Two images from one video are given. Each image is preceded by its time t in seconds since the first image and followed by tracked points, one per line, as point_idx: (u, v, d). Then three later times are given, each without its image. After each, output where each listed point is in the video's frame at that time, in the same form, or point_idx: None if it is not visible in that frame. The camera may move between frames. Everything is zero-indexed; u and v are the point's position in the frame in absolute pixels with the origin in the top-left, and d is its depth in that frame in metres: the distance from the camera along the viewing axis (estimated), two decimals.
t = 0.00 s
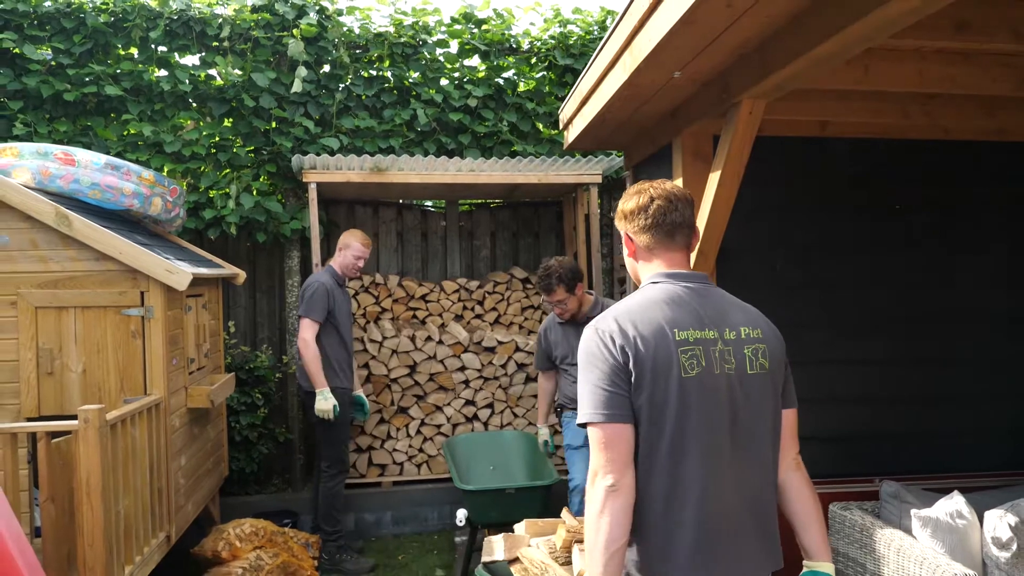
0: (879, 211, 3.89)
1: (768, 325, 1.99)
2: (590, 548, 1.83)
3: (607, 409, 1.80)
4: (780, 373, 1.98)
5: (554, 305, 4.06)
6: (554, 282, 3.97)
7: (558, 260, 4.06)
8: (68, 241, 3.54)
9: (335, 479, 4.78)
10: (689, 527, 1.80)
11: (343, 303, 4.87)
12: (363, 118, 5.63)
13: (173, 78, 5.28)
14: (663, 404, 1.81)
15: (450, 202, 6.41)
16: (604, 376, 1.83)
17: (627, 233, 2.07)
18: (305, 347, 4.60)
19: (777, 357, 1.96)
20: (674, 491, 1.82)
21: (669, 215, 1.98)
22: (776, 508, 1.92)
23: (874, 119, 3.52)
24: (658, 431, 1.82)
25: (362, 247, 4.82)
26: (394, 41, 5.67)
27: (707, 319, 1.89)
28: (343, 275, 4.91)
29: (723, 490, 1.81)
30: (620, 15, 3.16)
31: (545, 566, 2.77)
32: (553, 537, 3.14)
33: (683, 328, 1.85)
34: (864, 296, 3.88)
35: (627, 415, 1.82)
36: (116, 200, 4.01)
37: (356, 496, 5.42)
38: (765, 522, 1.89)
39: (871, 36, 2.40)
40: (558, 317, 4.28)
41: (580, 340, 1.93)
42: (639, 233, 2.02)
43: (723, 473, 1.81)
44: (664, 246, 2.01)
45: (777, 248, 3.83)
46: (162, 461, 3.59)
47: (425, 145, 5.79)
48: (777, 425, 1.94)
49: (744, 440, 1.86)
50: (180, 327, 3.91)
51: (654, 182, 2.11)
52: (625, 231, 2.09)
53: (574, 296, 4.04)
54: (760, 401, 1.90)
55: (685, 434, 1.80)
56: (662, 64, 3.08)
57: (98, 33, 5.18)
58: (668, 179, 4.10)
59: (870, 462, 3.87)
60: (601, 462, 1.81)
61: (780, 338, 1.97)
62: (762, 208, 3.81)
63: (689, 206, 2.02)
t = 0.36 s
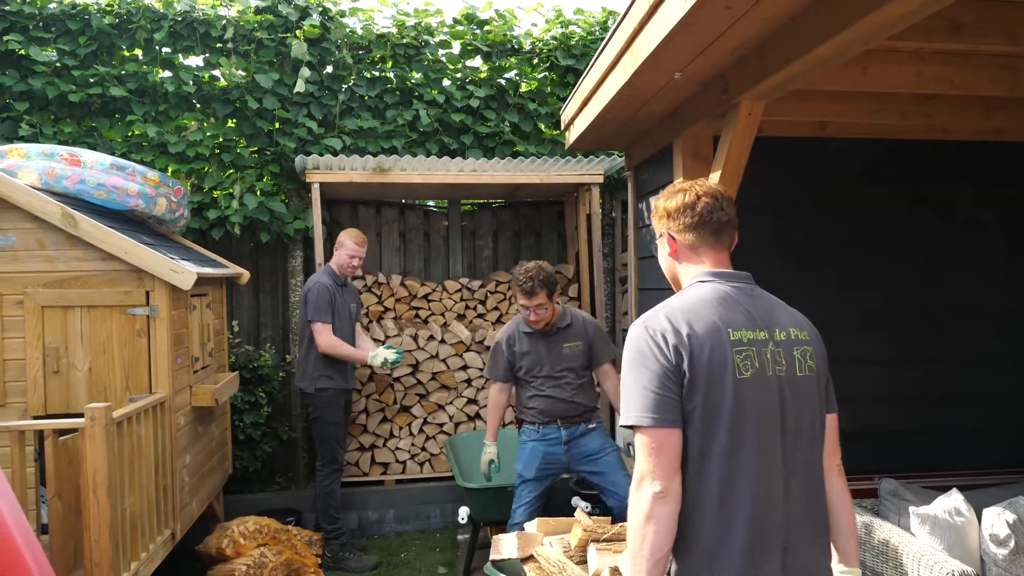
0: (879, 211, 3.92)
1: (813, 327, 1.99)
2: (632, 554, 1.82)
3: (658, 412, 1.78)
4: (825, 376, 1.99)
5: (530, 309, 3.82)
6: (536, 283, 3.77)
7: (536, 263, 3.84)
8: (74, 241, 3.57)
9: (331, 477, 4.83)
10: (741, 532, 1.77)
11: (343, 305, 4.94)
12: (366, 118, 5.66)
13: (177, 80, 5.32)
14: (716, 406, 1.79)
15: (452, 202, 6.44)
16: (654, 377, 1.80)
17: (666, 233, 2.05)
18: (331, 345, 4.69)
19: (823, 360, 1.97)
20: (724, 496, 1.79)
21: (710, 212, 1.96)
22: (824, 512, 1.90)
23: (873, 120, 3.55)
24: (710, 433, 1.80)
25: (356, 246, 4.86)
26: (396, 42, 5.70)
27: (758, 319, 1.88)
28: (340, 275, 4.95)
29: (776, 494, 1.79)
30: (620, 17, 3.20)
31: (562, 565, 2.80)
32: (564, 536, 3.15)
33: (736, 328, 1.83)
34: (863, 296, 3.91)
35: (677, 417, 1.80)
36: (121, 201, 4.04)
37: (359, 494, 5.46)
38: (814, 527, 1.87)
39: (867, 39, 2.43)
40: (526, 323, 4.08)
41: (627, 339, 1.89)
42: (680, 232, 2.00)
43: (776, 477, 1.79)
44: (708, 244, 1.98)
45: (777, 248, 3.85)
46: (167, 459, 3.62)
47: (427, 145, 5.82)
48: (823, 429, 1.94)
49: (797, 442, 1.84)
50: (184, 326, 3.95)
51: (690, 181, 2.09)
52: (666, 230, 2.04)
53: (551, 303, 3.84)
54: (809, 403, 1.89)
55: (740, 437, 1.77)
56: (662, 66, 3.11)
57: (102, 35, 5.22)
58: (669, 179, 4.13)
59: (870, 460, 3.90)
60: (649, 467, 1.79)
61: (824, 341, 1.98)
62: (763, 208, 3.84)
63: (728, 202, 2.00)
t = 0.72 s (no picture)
0: (876, 212, 3.94)
1: (853, 327, 1.96)
2: (647, 549, 1.83)
3: (684, 409, 1.76)
4: (863, 377, 1.96)
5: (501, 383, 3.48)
6: (514, 363, 3.39)
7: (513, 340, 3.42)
8: (74, 242, 3.60)
9: (333, 476, 4.86)
10: (775, 533, 1.74)
11: (343, 304, 4.96)
12: (365, 119, 5.68)
13: (177, 80, 5.35)
14: (750, 404, 1.76)
15: (451, 202, 6.46)
16: (683, 374, 1.78)
17: (707, 227, 2.01)
18: (319, 350, 4.68)
19: (861, 360, 1.95)
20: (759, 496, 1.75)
21: (753, 207, 1.92)
22: (864, 515, 1.86)
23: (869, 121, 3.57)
24: (741, 432, 1.77)
25: (357, 246, 4.87)
26: (395, 42, 5.72)
27: (795, 318, 1.85)
28: (339, 274, 4.96)
29: (812, 495, 1.75)
30: (617, 19, 3.22)
31: (569, 560, 2.81)
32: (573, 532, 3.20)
33: (771, 326, 1.81)
34: (860, 296, 3.93)
35: (703, 415, 1.78)
36: (121, 201, 4.06)
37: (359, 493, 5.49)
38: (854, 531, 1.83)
39: (861, 41, 2.45)
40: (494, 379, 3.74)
41: (657, 334, 1.87)
42: (721, 227, 1.96)
43: (814, 477, 1.76)
44: (748, 240, 1.95)
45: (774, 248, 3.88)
46: (166, 457, 3.65)
47: (426, 146, 5.84)
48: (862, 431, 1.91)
49: (835, 443, 1.81)
50: (184, 326, 3.97)
51: (731, 175, 2.05)
52: (705, 224, 2.01)
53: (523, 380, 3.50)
54: (847, 404, 1.86)
55: (775, 436, 1.74)
56: (658, 67, 3.14)
57: (103, 35, 5.24)
58: (666, 180, 4.15)
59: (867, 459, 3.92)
60: (668, 465, 1.79)
61: (864, 342, 1.95)
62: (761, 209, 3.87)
63: (770, 197, 1.96)
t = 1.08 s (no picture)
0: (874, 213, 3.95)
1: (862, 329, 1.91)
2: (650, 551, 1.77)
3: (686, 411, 1.71)
4: (871, 381, 1.91)
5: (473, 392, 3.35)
6: (483, 373, 3.24)
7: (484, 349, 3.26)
8: (77, 243, 3.63)
9: (338, 476, 4.88)
10: (776, 540, 1.69)
11: (344, 304, 4.98)
12: (365, 120, 5.70)
13: (179, 82, 5.37)
14: (753, 407, 1.71)
15: (452, 203, 6.48)
16: (686, 376, 1.73)
17: (720, 227, 1.93)
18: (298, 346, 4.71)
19: (869, 364, 1.89)
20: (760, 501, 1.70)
21: (769, 207, 1.86)
22: (867, 522, 1.82)
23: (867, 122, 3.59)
24: (745, 436, 1.72)
25: (357, 245, 4.90)
26: (396, 44, 5.75)
27: (802, 319, 1.80)
28: (341, 274, 4.99)
29: (815, 501, 1.71)
30: (615, 21, 3.24)
31: (571, 563, 2.86)
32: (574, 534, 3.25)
33: (777, 327, 1.75)
34: (858, 297, 3.95)
35: (706, 419, 1.72)
36: (123, 202, 4.09)
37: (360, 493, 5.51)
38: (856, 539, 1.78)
39: (856, 44, 2.47)
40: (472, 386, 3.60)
41: (662, 334, 1.81)
42: (736, 227, 1.89)
43: (816, 483, 1.71)
44: (761, 240, 1.88)
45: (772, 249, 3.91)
46: (168, 457, 3.67)
47: (426, 147, 5.87)
48: (866, 436, 1.85)
49: (840, 448, 1.76)
50: (186, 326, 4.00)
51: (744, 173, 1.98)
52: (718, 221, 1.94)
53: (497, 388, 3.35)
54: (853, 408, 1.81)
55: (778, 439, 1.69)
56: (656, 69, 3.16)
57: (105, 37, 5.27)
58: (665, 181, 4.17)
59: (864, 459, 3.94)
60: (672, 466, 1.74)
61: (872, 344, 1.89)
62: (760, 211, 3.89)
63: (787, 197, 1.89)
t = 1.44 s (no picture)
0: (873, 216, 3.97)
1: (855, 338, 1.91)
2: (639, 566, 1.77)
3: (680, 427, 1.70)
4: (864, 390, 1.91)
5: (451, 328, 3.21)
6: (460, 298, 3.18)
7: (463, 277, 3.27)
8: (80, 246, 3.65)
9: (338, 478, 4.91)
10: (774, 555, 1.69)
11: (346, 305, 5.01)
12: (366, 123, 5.72)
13: (181, 85, 5.38)
14: (753, 421, 1.69)
15: (452, 205, 6.50)
16: (682, 388, 1.70)
17: (706, 229, 1.92)
18: (308, 348, 4.72)
19: (863, 373, 1.89)
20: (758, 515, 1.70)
21: (755, 207, 1.85)
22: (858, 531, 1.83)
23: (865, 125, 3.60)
24: (745, 449, 1.70)
25: (353, 245, 4.93)
26: (397, 46, 5.77)
27: (799, 329, 1.78)
28: (338, 274, 5.02)
29: (813, 515, 1.71)
30: (614, 26, 3.26)
31: (568, 566, 2.87)
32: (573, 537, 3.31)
33: (776, 338, 1.73)
34: (857, 300, 3.96)
35: (700, 433, 1.71)
36: (125, 206, 4.11)
37: (361, 494, 5.54)
38: (846, 548, 1.80)
39: (854, 50, 2.47)
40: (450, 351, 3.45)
41: (656, 343, 1.79)
42: (723, 228, 1.88)
43: (813, 497, 1.71)
44: (749, 241, 1.87)
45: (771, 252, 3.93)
46: (170, 459, 3.69)
47: (427, 149, 5.89)
48: (858, 445, 1.86)
49: (834, 460, 1.76)
50: (188, 328, 4.02)
51: (727, 175, 1.98)
52: (703, 226, 1.94)
53: (476, 324, 3.24)
54: (847, 418, 1.82)
55: (778, 454, 1.68)
56: (655, 74, 3.18)
57: (108, 40, 5.30)
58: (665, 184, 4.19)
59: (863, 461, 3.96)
60: (664, 483, 1.73)
61: (866, 353, 1.90)
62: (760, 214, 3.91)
63: (771, 196, 1.89)
